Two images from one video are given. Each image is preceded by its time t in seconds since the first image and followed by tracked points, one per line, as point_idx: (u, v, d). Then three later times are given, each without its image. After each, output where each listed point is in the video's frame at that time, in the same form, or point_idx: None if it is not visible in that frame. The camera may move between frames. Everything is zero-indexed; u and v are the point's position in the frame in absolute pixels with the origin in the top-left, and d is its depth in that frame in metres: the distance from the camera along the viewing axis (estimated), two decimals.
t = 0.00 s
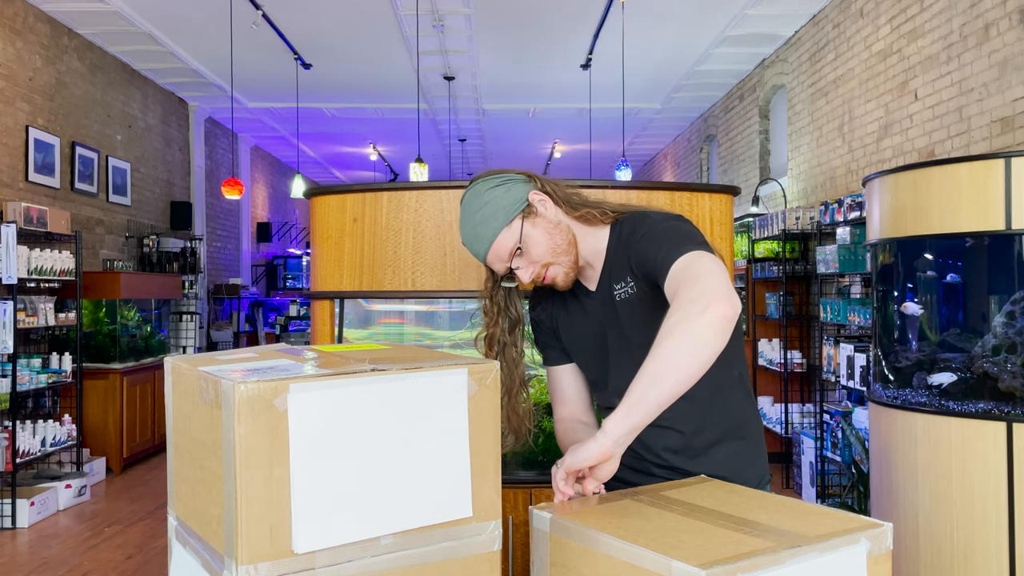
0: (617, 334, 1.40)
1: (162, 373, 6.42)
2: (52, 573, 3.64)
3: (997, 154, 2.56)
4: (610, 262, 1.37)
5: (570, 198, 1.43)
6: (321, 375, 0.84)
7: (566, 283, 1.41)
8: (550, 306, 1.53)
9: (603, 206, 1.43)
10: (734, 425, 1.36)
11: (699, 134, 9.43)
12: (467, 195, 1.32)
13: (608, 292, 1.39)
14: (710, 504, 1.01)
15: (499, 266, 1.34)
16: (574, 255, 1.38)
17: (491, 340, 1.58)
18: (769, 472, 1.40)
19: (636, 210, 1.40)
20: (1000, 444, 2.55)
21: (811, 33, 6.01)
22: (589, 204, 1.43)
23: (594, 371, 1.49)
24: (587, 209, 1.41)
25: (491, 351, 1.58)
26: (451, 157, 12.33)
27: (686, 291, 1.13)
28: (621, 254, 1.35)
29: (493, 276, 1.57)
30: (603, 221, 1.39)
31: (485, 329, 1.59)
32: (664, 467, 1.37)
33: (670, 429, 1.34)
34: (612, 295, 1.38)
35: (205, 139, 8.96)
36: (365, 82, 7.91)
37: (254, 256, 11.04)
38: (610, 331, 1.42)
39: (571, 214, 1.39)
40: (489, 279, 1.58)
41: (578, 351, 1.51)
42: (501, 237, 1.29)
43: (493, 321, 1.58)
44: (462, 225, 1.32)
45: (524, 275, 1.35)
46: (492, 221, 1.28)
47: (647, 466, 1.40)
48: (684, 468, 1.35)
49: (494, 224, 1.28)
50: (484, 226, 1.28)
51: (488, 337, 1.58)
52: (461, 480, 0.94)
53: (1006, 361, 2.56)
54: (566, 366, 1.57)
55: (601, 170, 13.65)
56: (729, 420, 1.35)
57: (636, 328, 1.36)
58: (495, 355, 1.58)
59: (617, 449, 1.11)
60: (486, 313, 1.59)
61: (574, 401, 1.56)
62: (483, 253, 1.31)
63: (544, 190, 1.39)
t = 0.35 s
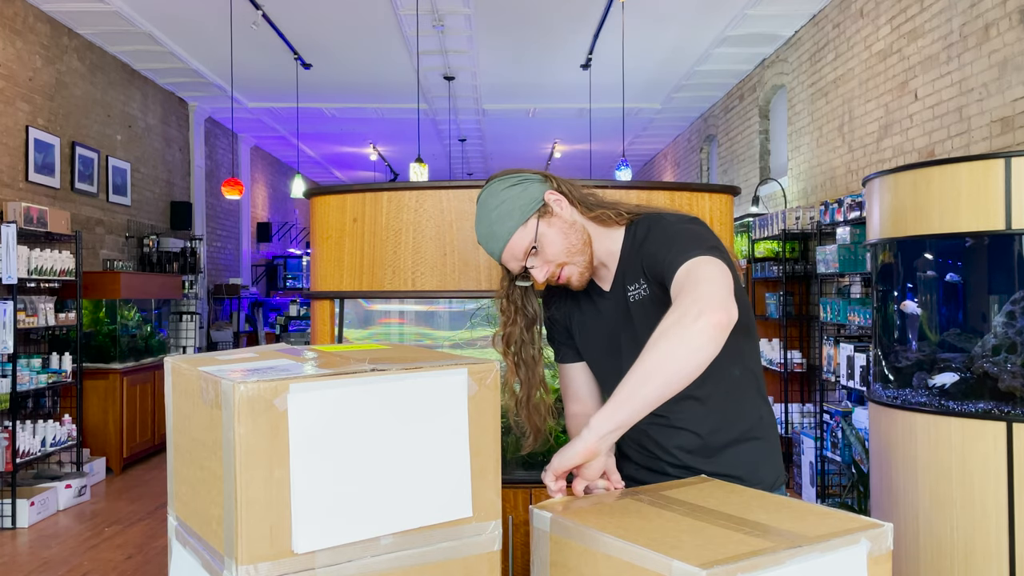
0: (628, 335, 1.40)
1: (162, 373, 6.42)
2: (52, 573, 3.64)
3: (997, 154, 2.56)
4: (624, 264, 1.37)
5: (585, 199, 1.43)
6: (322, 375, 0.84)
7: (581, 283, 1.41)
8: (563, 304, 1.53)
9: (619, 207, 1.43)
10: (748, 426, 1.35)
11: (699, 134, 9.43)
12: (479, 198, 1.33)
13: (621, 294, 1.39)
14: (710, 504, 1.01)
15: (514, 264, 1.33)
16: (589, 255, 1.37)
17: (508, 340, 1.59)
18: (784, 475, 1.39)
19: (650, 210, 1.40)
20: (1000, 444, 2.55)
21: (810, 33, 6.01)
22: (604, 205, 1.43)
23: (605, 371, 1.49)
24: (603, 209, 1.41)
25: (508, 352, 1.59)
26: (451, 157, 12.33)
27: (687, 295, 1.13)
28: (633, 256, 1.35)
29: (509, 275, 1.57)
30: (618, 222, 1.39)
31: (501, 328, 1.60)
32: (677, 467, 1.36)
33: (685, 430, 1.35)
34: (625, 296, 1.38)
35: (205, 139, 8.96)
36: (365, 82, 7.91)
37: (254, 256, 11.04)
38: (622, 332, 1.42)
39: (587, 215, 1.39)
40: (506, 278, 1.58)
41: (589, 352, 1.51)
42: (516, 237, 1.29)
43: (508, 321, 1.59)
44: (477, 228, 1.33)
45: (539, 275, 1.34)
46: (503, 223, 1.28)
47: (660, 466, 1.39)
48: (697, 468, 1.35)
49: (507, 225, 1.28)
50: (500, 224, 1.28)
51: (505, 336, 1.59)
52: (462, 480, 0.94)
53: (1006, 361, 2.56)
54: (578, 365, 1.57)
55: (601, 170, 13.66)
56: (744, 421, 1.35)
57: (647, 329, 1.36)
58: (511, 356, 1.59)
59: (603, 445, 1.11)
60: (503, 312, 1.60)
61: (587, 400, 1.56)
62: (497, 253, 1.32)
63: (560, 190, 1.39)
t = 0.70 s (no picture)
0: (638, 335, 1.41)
1: (162, 373, 6.41)
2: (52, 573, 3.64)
3: (997, 154, 2.56)
4: (633, 265, 1.38)
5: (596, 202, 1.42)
6: (322, 376, 0.85)
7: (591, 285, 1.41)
8: (574, 305, 1.54)
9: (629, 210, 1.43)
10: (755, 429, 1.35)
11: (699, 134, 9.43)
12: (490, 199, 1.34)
13: (630, 295, 1.40)
14: (710, 504, 1.01)
15: (525, 267, 1.33)
16: (598, 258, 1.37)
17: (517, 341, 1.59)
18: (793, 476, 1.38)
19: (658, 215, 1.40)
20: (1000, 444, 2.54)
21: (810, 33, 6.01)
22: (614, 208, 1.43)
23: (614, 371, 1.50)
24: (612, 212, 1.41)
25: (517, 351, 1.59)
26: (451, 157, 12.33)
27: (685, 297, 1.14)
28: (642, 257, 1.36)
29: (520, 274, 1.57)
30: (626, 225, 1.39)
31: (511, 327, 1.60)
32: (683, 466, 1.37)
33: (692, 430, 1.35)
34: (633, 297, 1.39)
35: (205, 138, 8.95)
36: (365, 82, 7.92)
37: (254, 256, 11.04)
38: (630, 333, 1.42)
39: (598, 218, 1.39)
40: (515, 279, 1.58)
41: (598, 352, 1.52)
42: (525, 240, 1.29)
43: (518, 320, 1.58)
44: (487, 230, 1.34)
45: (549, 277, 1.34)
46: (511, 228, 1.28)
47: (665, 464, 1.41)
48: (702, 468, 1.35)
49: (516, 229, 1.28)
50: (512, 226, 1.28)
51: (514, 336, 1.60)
52: (462, 481, 0.94)
53: (1006, 361, 2.56)
54: (588, 366, 1.57)
55: (601, 170, 13.66)
56: (752, 421, 1.35)
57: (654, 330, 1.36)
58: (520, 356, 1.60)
59: (595, 442, 1.12)
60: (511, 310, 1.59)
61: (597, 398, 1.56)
62: (507, 254, 1.32)
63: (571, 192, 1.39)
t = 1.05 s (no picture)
0: (651, 330, 1.39)
1: (162, 373, 6.41)
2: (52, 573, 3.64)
3: (997, 154, 2.56)
4: (661, 258, 1.38)
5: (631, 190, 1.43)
6: (322, 375, 0.85)
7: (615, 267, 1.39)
8: (587, 286, 1.52)
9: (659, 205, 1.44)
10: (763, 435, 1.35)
11: (699, 134, 9.43)
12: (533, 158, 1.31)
13: (654, 289, 1.38)
14: (711, 504, 1.01)
15: (563, 228, 1.29)
16: (629, 243, 1.37)
17: (526, 308, 1.63)
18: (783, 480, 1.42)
19: (691, 211, 1.41)
20: (1000, 444, 2.53)
21: (810, 33, 6.01)
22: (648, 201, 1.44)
23: (615, 362, 1.49)
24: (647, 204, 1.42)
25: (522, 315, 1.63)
26: (451, 157, 12.33)
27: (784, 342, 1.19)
28: (675, 256, 1.36)
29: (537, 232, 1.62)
30: (657, 219, 1.40)
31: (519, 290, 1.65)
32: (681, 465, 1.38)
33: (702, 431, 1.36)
34: (654, 293, 1.38)
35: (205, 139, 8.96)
36: (365, 82, 7.92)
37: (254, 256, 11.05)
38: (642, 329, 1.41)
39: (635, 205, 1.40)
40: (530, 245, 1.62)
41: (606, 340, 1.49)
42: (574, 201, 1.26)
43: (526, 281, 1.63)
44: (529, 186, 1.30)
45: (583, 244, 1.31)
46: (564, 186, 1.25)
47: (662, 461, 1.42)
48: (702, 467, 1.37)
49: (569, 189, 1.25)
50: (568, 184, 1.25)
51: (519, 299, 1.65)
52: (462, 481, 0.93)
53: (1006, 361, 2.57)
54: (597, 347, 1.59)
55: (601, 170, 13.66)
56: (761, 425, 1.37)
57: (678, 327, 1.36)
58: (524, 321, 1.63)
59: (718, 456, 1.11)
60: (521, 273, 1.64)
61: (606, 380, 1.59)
62: (549, 213, 1.28)
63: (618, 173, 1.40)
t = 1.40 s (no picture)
0: (668, 315, 1.33)
1: (162, 373, 6.41)
2: (52, 573, 3.64)
3: (997, 154, 2.56)
4: (690, 249, 1.36)
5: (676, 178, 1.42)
6: (323, 376, 0.85)
7: (661, 235, 1.31)
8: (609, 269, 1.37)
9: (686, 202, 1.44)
10: (740, 444, 1.37)
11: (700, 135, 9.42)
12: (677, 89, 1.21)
13: (679, 277, 1.34)
14: (712, 504, 1.01)
15: (677, 176, 1.21)
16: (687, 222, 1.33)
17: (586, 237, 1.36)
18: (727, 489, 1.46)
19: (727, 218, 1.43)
20: (1000, 444, 2.53)
21: (810, 33, 6.01)
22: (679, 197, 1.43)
23: (604, 347, 1.36)
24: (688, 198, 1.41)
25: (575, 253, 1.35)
26: (451, 157, 12.33)
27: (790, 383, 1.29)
28: (710, 254, 1.36)
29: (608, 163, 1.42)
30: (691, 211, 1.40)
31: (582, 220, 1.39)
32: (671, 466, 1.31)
33: (697, 430, 1.32)
34: (679, 281, 1.34)
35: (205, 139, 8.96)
36: (365, 82, 7.92)
37: (254, 256, 11.05)
38: (660, 312, 1.34)
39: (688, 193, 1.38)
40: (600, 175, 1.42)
41: (604, 320, 1.36)
42: (703, 158, 1.20)
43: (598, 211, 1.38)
44: (680, 112, 1.18)
45: (681, 199, 1.23)
46: (704, 138, 1.19)
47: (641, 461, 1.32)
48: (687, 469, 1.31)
49: (705, 145, 1.19)
50: (707, 140, 1.20)
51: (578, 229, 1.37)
52: (462, 481, 0.93)
53: (1006, 361, 2.57)
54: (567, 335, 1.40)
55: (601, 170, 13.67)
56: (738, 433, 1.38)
57: (699, 319, 1.33)
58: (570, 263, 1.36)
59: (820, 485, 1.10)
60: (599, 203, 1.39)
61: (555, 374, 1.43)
62: (690, 150, 1.19)
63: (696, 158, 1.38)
